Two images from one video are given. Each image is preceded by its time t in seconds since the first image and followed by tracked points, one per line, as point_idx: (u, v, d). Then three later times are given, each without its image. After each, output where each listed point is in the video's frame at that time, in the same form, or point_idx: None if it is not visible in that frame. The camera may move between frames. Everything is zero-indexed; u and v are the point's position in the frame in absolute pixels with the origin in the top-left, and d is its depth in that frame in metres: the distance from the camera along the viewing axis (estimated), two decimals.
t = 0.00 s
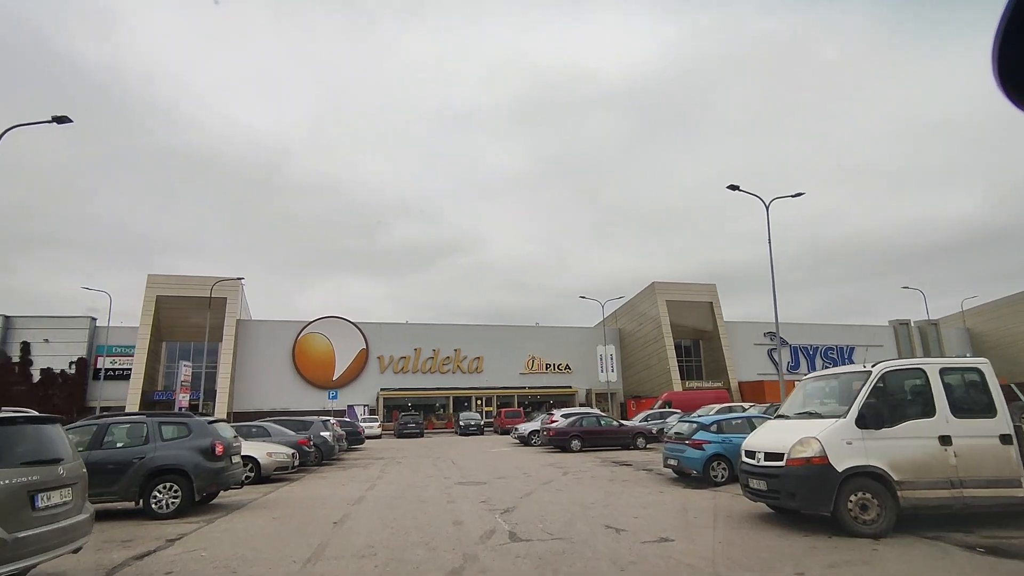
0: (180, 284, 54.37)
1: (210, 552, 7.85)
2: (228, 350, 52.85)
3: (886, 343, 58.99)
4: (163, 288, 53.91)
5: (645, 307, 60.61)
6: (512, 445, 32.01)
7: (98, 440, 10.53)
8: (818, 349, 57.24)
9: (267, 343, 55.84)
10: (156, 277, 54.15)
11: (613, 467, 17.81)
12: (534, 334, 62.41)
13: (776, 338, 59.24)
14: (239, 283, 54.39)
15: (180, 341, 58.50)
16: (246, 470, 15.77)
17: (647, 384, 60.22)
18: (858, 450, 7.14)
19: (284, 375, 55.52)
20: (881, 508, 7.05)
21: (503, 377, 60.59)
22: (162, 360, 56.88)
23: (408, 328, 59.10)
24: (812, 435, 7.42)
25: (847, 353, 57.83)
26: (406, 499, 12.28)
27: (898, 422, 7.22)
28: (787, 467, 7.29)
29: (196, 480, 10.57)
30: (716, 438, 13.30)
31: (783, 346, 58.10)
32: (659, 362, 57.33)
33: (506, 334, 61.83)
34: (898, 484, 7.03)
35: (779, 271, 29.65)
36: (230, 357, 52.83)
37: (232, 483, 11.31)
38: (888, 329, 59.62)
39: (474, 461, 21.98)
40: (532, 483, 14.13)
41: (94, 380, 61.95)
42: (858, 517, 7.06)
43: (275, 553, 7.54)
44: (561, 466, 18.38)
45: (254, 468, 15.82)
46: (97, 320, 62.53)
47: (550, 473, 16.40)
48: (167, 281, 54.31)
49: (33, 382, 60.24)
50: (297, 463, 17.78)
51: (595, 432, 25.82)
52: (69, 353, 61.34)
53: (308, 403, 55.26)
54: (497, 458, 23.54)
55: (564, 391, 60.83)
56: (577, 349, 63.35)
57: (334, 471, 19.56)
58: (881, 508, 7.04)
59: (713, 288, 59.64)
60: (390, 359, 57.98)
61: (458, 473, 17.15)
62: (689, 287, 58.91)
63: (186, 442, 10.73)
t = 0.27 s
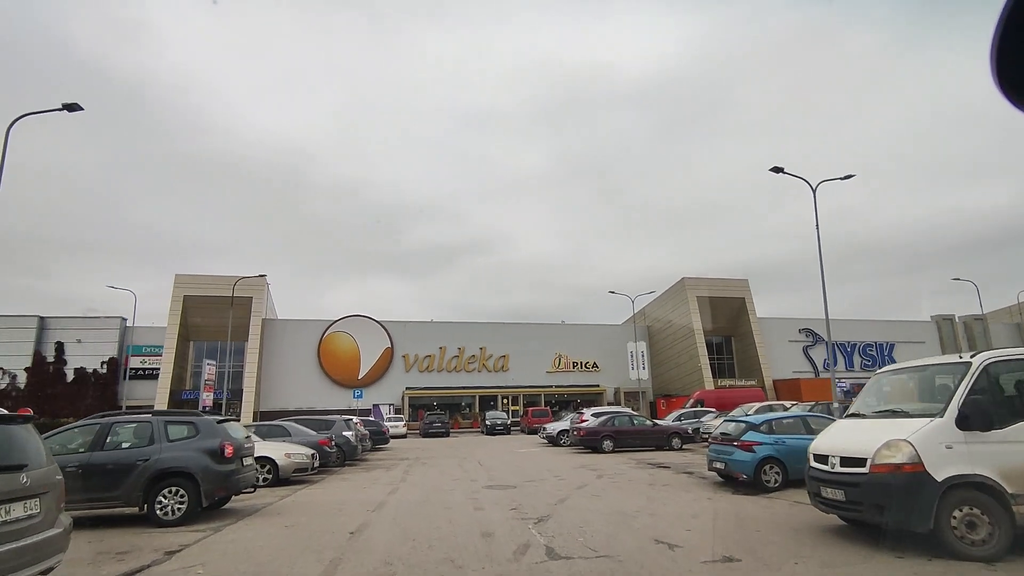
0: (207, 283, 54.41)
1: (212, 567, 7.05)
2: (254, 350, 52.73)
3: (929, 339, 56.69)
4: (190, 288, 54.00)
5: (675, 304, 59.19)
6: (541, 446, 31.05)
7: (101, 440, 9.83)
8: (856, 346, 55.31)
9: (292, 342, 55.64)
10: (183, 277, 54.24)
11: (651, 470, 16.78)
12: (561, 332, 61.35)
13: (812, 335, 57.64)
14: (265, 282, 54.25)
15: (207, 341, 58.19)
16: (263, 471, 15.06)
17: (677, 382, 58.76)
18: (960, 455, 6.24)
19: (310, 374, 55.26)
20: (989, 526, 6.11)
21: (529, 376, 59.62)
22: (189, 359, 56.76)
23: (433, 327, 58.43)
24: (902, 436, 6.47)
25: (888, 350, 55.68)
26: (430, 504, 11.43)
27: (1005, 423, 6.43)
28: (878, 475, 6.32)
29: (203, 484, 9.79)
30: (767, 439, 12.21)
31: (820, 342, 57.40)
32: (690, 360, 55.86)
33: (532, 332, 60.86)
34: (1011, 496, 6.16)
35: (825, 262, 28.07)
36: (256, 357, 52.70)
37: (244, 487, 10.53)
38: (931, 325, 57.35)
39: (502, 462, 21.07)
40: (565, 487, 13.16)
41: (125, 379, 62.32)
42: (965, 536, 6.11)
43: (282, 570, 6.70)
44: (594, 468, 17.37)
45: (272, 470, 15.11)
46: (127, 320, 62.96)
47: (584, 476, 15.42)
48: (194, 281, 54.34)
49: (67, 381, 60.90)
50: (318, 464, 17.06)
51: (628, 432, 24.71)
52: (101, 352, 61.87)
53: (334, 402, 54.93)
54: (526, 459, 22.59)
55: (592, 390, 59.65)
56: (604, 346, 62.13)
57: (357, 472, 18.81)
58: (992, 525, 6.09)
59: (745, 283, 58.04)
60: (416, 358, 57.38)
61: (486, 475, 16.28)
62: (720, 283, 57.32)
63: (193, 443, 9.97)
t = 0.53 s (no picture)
0: (224, 282, 54.11)
1: None
2: (272, 349, 52.31)
3: (963, 336, 54.74)
4: (207, 287, 53.71)
5: (697, 300, 57.89)
6: (562, 446, 30.09)
7: (90, 440, 8.99)
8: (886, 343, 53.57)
9: (309, 341, 55.17)
10: (200, 276, 53.96)
11: (682, 473, 15.78)
12: (580, 330, 60.27)
13: (840, 331, 55.87)
14: (281, 281, 53.80)
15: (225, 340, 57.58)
16: (272, 474, 14.31)
17: (700, 380, 57.45)
18: None
19: (327, 373, 54.74)
20: None
21: (548, 375, 58.64)
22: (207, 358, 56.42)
23: (451, 325, 57.66)
24: (1004, 442, 5.57)
25: (920, 347, 53.83)
26: (447, 512, 10.57)
27: None
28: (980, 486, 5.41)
29: (199, 490, 8.94)
30: (814, 440, 11.15)
31: (849, 339, 55.66)
32: (714, 358, 54.54)
33: (552, 330, 59.89)
34: None
35: (865, 254, 26.63)
36: (273, 356, 52.29)
37: (244, 493, 9.67)
38: (964, 321, 55.43)
39: (523, 463, 20.18)
40: (593, 492, 12.24)
41: (145, 378, 62.32)
42: None
43: None
44: (622, 470, 16.40)
45: (281, 472, 14.35)
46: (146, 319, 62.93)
47: (611, 479, 14.48)
48: (211, 281, 54.04)
49: (88, 381, 61.01)
50: (330, 465, 16.28)
51: (654, 432, 23.70)
52: (121, 352, 61.93)
53: (352, 401, 54.38)
54: (548, 460, 21.68)
55: (613, 389, 58.53)
56: (625, 344, 60.98)
57: (373, 474, 18.02)
58: None
59: (770, 279, 56.58)
60: (433, 356, 56.63)
61: (507, 478, 15.39)
62: (744, 279, 55.88)
63: (188, 445, 9.13)
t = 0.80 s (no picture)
0: (237, 281, 53.62)
1: None
2: (285, 348, 51.75)
3: (992, 333, 53.04)
4: (220, 286, 53.24)
5: (716, 297, 56.66)
6: (580, 447, 29.12)
7: (70, 442, 8.17)
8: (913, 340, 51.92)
9: (322, 340, 54.58)
10: (213, 275, 53.49)
11: (713, 476, 14.79)
12: (596, 328, 59.21)
13: (864, 328, 54.28)
14: (294, 280, 53.20)
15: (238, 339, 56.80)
16: (276, 476, 13.51)
17: (720, 379, 56.19)
18: None
19: (341, 372, 54.13)
20: None
21: (564, 374, 57.64)
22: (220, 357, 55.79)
23: (465, 323, 56.85)
24: None
25: (948, 344, 52.15)
26: (460, 520, 9.68)
27: None
28: None
29: (187, 498, 8.07)
30: (865, 442, 10.10)
31: (874, 336, 54.06)
32: (734, 356, 53.27)
33: (567, 328, 58.90)
34: None
35: (911, 247, 25.19)
36: (286, 355, 51.71)
37: (239, 500, 8.80)
38: (994, 317, 53.67)
39: (541, 465, 19.26)
40: (620, 498, 11.29)
41: (159, 377, 62.04)
42: None
43: None
44: (646, 473, 15.45)
45: (285, 475, 13.54)
46: (160, 318, 62.63)
47: (637, 483, 13.50)
48: (224, 279, 53.55)
49: (103, 380, 60.79)
50: (337, 467, 15.46)
51: (677, 433, 22.67)
52: (136, 351, 61.66)
53: (365, 400, 53.71)
54: (567, 462, 20.73)
55: (630, 387, 57.42)
56: (643, 343, 59.85)
57: (384, 477, 17.20)
58: None
59: (792, 275, 55.21)
60: (447, 355, 55.83)
61: (525, 481, 14.48)
62: (765, 275, 54.57)
63: (176, 447, 8.27)
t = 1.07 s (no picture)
0: (246, 279, 53.01)
1: None
2: (295, 347, 51.09)
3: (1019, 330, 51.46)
4: (230, 284, 52.63)
5: (733, 294, 55.52)
6: (596, 448, 28.13)
7: (37, 445, 7.31)
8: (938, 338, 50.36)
9: (332, 339, 53.92)
10: (222, 273, 52.91)
11: (742, 480, 13.80)
12: (610, 326, 58.18)
13: (886, 326, 52.84)
14: (304, 278, 52.50)
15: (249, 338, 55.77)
16: (275, 480, 12.68)
17: (738, 378, 54.99)
18: None
19: (351, 372, 53.42)
20: None
21: (577, 373, 56.64)
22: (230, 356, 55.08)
23: (477, 321, 56.03)
24: None
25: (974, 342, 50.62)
26: (472, 531, 8.78)
27: None
28: None
29: (166, 509, 7.18)
30: (923, 444, 9.10)
31: (896, 333, 52.60)
32: (753, 354, 52.06)
33: (581, 326, 57.92)
34: None
35: (957, 234, 22.33)
36: (297, 354, 51.05)
37: (226, 510, 7.90)
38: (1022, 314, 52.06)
39: (557, 468, 18.32)
40: (647, 506, 10.34)
41: (170, 377, 61.57)
42: None
43: None
44: (671, 477, 14.50)
45: (285, 479, 12.71)
46: (170, 317, 62.21)
47: (663, 488, 12.54)
48: (233, 278, 52.95)
49: (114, 380, 60.35)
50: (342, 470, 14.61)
51: (699, 433, 21.68)
52: (146, 350, 61.20)
53: (376, 400, 52.97)
54: (585, 464, 19.81)
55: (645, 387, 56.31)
56: (658, 341, 58.75)
57: (392, 480, 16.34)
58: None
59: (811, 271, 53.98)
60: (458, 354, 54.99)
61: (542, 486, 13.58)
62: (784, 271, 53.37)
63: (155, 451, 7.38)
